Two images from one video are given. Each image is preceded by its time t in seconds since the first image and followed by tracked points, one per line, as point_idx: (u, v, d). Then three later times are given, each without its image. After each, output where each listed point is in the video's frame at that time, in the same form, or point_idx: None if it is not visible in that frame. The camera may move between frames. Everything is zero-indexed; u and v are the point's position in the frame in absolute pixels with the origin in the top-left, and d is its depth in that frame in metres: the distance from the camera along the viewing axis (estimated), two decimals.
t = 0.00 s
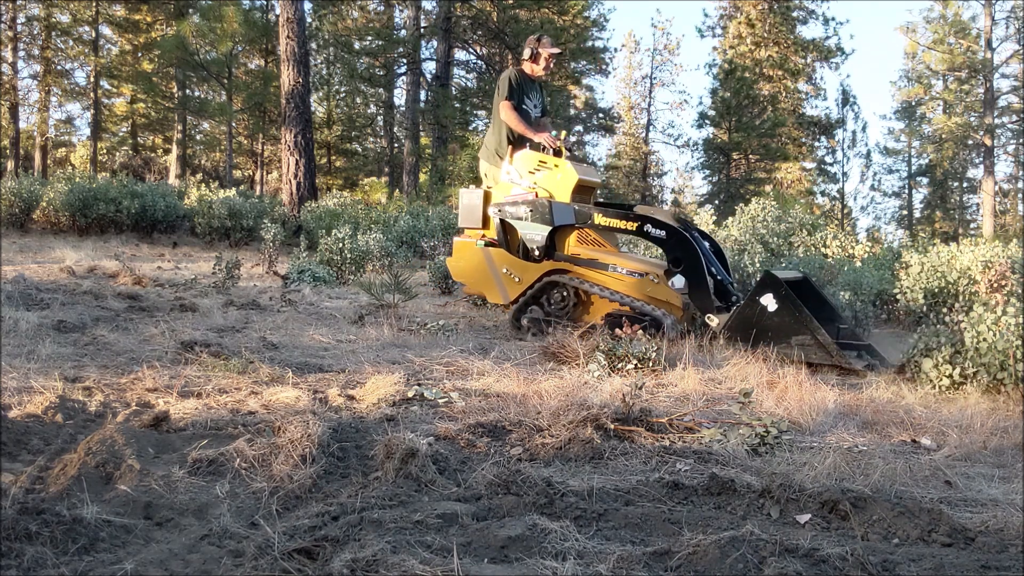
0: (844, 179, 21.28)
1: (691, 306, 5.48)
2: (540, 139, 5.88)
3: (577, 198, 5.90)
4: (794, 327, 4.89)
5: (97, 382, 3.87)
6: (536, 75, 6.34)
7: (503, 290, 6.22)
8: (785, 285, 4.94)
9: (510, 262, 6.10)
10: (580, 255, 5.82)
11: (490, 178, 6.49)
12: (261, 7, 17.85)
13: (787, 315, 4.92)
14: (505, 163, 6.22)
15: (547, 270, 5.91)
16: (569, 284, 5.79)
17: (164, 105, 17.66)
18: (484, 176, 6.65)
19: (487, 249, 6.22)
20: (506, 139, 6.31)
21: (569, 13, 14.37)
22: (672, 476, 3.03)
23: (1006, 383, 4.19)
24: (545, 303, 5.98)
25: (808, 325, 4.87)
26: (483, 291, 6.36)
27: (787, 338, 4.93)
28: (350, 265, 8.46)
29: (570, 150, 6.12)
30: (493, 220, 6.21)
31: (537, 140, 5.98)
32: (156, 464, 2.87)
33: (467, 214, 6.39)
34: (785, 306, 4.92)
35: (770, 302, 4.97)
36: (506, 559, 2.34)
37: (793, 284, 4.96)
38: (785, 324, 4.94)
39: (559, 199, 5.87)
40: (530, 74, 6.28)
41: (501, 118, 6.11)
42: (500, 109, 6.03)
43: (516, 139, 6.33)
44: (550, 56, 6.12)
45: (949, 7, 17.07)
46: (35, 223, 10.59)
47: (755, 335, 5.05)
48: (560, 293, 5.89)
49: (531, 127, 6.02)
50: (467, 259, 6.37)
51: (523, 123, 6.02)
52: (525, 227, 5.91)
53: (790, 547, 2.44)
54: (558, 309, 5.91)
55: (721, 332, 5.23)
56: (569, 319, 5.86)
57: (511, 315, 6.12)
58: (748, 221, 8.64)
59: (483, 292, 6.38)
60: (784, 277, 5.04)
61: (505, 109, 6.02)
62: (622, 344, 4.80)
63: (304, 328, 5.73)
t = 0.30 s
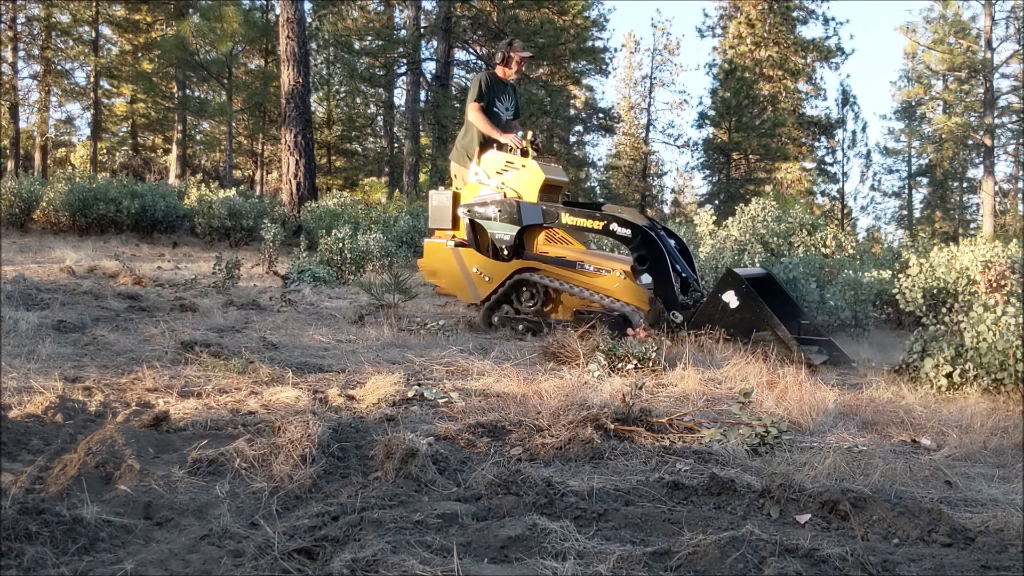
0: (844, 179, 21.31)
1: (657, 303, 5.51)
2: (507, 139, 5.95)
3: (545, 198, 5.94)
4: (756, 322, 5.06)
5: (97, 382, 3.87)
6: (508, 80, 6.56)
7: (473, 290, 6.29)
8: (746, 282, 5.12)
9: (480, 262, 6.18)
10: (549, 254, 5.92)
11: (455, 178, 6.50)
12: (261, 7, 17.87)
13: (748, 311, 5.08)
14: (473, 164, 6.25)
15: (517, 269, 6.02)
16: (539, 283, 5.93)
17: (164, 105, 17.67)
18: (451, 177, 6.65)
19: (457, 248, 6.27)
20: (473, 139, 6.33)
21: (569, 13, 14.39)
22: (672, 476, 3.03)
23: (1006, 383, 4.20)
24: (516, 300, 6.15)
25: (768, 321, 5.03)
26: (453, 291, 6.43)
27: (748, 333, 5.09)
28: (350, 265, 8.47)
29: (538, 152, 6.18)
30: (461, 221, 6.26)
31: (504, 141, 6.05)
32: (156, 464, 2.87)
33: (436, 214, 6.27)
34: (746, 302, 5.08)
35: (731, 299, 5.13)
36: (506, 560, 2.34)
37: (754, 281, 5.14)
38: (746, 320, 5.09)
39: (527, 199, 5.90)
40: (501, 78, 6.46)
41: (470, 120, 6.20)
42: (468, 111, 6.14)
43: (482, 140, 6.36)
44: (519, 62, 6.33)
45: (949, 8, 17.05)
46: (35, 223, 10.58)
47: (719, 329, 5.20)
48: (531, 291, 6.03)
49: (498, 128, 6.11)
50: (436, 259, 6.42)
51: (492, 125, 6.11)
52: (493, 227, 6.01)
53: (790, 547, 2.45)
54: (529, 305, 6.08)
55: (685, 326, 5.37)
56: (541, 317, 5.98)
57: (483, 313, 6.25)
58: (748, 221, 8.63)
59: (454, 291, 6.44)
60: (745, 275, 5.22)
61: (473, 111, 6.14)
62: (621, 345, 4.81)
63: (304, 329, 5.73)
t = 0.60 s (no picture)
0: (844, 179, 21.32)
1: (647, 299, 5.54)
2: (489, 139, 5.96)
3: (528, 197, 5.96)
4: (749, 318, 5.14)
5: (97, 381, 3.87)
6: (482, 81, 6.56)
7: (460, 291, 6.23)
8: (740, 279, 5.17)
9: (467, 262, 6.16)
10: (537, 254, 5.93)
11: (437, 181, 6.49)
12: (261, 8, 17.88)
13: (742, 307, 5.16)
14: (454, 166, 6.25)
15: (505, 269, 6.00)
16: (528, 283, 5.91)
17: (164, 105, 17.68)
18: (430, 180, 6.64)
19: (443, 250, 6.27)
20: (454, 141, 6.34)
21: (569, 13, 14.39)
22: (672, 476, 3.03)
23: (1006, 383, 4.20)
24: (505, 302, 6.12)
25: (762, 317, 5.12)
26: (440, 294, 6.37)
27: (742, 329, 5.17)
28: (349, 265, 8.47)
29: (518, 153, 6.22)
30: (445, 221, 6.24)
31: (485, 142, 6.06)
32: (156, 464, 2.87)
33: (419, 216, 6.28)
34: (740, 299, 5.15)
35: (726, 296, 5.19)
36: (506, 560, 2.34)
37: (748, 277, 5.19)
38: (740, 316, 5.17)
39: (510, 199, 5.92)
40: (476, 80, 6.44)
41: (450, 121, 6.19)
42: (449, 112, 6.13)
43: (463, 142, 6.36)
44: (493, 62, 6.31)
45: (949, 8, 17.02)
46: (35, 223, 10.57)
47: (712, 325, 5.26)
48: (521, 291, 6.02)
49: (480, 129, 6.11)
50: (422, 262, 6.39)
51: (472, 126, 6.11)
52: (479, 227, 6.01)
53: (790, 547, 2.45)
54: (519, 306, 6.06)
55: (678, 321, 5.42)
56: (531, 317, 5.96)
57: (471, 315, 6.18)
58: (748, 221, 8.62)
59: (440, 295, 6.38)
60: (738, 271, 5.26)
61: (453, 113, 6.13)
62: (621, 345, 4.81)
63: (304, 329, 5.73)
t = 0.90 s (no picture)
0: (844, 179, 21.32)
1: (647, 298, 5.55)
2: (485, 139, 5.95)
3: (526, 197, 5.97)
4: (751, 317, 5.18)
5: (97, 382, 3.87)
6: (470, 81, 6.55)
7: (459, 292, 6.22)
8: (743, 278, 5.20)
9: (466, 263, 6.16)
10: (536, 254, 5.93)
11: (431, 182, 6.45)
12: (261, 8, 17.89)
13: (744, 307, 5.20)
14: (450, 167, 6.22)
15: (505, 269, 5.99)
16: (528, 283, 5.90)
17: (164, 105, 17.68)
18: (422, 181, 6.60)
19: (440, 250, 6.26)
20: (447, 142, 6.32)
21: (569, 13, 14.39)
22: (672, 476, 3.03)
23: (1006, 383, 4.20)
24: (504, 302, 6.12)
25: (764, 316, 5.15)
26: (438, 295, 6.35)
27: (743, 329, 5.21)
28: (349, 265, 8.48)
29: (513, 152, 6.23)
30: (443, 221, 6.22)
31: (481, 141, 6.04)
32: (156, 464, 2.87)
33: (415, 217, 6.25)
34: (743, 299, 5.19)
35: (728, 295, 5.23)
36: (506, 560, 2.34)
37: (750, 276, 5.23)
38: (742, 315, 5.20)
39: (509, 198, 5.92)
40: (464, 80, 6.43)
41: (444, 121, 6.15)
42: (444, 113, 6.09)
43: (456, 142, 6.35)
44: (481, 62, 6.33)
45: (950, 8, 17.01)
46: (35, 223, 10.57)
47: (714, 324, 5.29)
48: (520, 291, 6.02)
49: (475, 129, 6.09)
50: (421, 263, 6.38)
51: (468, 126, 6.09)
52: (478, 227, 6.01)
53: (790, 547, 2.45)
54: (518, 306, 6.06)
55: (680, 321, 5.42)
56: (532, 317, 5.97)
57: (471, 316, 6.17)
58: (748, 221, 8.61)
59: (439, 296, 6.36)
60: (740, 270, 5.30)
61: (448, 113, 6.09)
62: (621, 345, 4.82)
63: (304, 328, 5.73)
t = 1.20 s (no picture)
0: (845, 179, 21.33)
1: (647, 298, 5.55)
2: (486, 139, 5.93)
3: (526, 197, 5.98)
4: (752, 318, 5.17)
5: (97, 381, 3.87)
6: (467, 79, 6.54)
7: (459, 292, 6.22)
8: (743, 278, 5.20)
9: (466, 263, 6.16)
10: (536, 254, 5.94)
11: (431, 181, 6.45)
12: (261, 8, 17.89)
13: (744, 307, 5.19)
14: (451, 166, 6.21)
15: (505, 269, 6.00)
16: (528, 283, 5.90)
17: (164, 105, 17.68)
18: (422, 181, 6.60)
19: (440, 250, 6.26)
20: (446, 142, 6.32)
21: (569, 13, 14.40)
22: (672, 476, 3.02)
23: (1006, 383, 4.21)
24: (505, 302, 6.12)
25: (764, 317, 5.15)
26: (439, 295, 6.35)
27: (742, 329, 5.21)
28: (349, 265, 8.48)
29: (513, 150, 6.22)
30: (444, 221, 6.21)
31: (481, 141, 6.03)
32: (156, 464, 2.87)
33: (416, 216, 6.23)
34: (743, 299, 5.19)
35: (729, 296, 5.22)
36: (506, 560, 2.34)
37: (751, 276, 5.22)
38: (743, 316, 5.20)
39: (510, 199, 5.92)
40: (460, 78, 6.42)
41: (443, 121, 6.13)
42: (443, 113, 6.06)
43: (454, 141, 6.35)
44: (478, 60, 6.32)
45: (950, 8, 17.00)
46: (35, 223, 10.56)
47: (714, 324, 5.28)
48: (521, 291, 6.03)
49: (475, 128, 6.08)
50: (421, 262, 6.38)
51: (467, 126, 6.07)
52: (478, 227, 6.00)
53: (790, 547, 2.45)
54: (518, 307, 6.07)
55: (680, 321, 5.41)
56: (532, 318, 5.96)
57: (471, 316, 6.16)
58: (748, 221, 8.61)
59: (439, 295, 6.36)
60: (740, 270, 5.30)
61: (447, 113, 6.08)
62: (621, 345, 4.81)
63: (304, 329, 5.73)
